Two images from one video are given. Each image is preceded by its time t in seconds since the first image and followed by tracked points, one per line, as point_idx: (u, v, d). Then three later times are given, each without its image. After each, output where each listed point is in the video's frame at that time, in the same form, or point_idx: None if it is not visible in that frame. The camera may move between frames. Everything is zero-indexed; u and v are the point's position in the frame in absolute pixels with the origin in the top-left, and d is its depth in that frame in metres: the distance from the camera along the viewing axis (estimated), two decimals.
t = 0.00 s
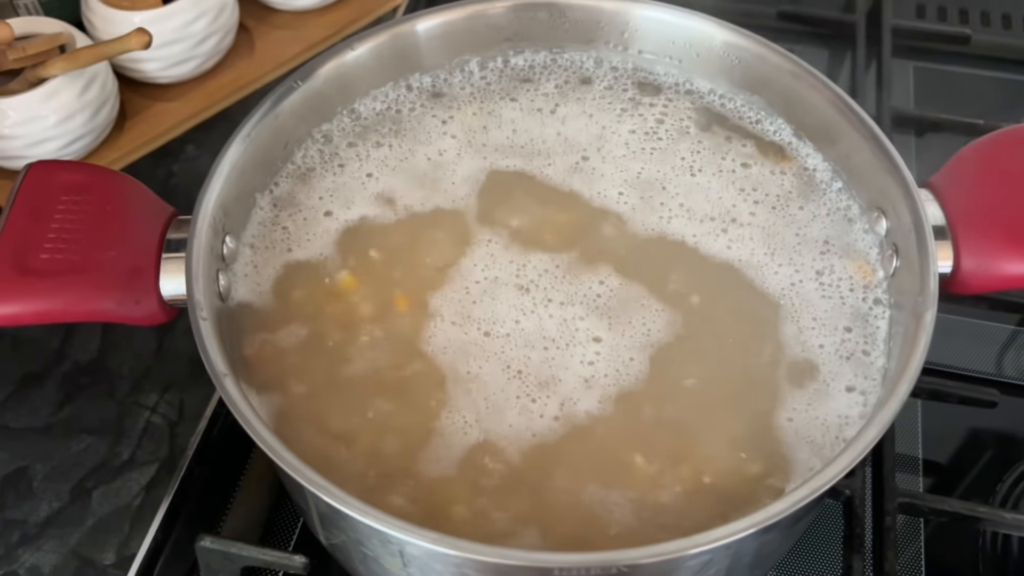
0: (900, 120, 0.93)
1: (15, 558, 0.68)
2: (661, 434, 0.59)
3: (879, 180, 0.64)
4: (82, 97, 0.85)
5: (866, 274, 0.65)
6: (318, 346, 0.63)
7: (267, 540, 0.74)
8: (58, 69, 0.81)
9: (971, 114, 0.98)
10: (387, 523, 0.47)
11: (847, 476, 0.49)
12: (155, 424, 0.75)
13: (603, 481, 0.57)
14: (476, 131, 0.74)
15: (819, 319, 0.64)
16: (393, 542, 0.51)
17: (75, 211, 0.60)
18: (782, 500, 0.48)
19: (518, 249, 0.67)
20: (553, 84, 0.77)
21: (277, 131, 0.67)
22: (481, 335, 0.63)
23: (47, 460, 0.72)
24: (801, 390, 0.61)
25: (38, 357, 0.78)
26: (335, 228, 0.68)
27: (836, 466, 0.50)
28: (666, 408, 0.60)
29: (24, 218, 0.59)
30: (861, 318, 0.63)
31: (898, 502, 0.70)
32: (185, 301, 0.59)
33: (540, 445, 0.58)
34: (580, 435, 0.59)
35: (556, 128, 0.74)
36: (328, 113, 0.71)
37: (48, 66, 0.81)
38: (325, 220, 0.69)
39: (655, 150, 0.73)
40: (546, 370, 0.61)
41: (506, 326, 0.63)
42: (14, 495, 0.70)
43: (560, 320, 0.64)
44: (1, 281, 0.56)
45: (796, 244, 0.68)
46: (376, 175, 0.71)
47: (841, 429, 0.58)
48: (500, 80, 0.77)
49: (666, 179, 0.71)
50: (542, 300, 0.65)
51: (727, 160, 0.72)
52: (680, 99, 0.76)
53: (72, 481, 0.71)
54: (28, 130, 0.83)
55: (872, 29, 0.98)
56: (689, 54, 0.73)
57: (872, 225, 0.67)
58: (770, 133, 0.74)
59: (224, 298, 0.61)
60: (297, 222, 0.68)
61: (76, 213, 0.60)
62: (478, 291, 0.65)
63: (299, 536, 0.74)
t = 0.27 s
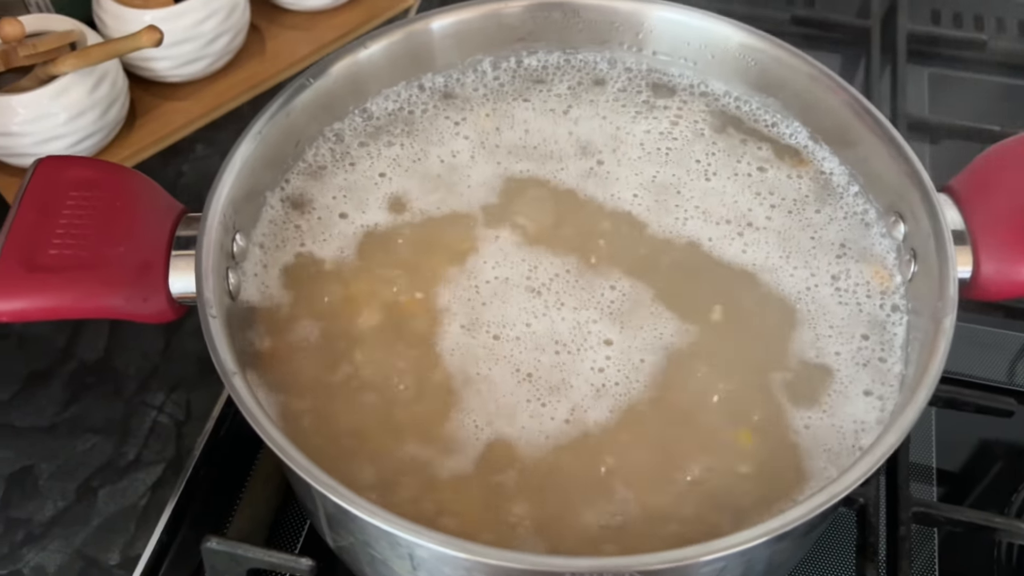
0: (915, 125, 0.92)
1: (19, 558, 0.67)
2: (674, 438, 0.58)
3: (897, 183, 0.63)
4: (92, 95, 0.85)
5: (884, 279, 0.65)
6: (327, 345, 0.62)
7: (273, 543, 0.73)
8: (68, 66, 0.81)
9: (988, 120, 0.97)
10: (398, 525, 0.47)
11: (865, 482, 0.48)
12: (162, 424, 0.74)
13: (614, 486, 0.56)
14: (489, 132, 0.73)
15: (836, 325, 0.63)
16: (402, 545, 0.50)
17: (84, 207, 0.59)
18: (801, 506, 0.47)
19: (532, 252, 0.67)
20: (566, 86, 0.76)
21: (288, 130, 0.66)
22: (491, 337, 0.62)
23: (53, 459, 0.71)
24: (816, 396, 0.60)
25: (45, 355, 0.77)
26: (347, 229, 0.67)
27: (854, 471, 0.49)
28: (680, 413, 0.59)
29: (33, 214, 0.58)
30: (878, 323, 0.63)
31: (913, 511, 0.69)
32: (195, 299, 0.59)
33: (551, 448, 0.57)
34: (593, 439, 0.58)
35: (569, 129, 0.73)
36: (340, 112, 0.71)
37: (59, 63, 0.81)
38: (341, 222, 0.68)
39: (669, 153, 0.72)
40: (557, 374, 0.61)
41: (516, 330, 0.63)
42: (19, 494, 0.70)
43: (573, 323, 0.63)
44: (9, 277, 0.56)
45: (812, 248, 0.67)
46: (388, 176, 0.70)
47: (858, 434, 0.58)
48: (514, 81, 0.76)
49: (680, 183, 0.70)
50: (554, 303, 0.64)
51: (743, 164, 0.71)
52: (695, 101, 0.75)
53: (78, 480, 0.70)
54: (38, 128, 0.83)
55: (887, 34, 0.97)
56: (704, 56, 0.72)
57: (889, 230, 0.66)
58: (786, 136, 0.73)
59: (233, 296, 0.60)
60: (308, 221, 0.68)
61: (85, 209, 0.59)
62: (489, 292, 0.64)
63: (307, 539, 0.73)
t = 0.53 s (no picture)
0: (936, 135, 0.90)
1: (25, 558, 0.66)
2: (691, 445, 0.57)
3: (921, 190, 0.62)
4: (107, 93, 0.85)
5: (907, 288, 0.63)
6: (338, 347, 0.61)
7: (281, 547, 0.71)
8: (84, 65, 0.80)
9: (1010, 131, 0.95)
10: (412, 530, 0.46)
11: (889, 494, 0.47)
12: (170, 425, 0.73)
13: (629, 493, 0.55)
14: (505, 133, 0.72)
15: (857, 333, 0.62)
16: (413, 550, 0.49)
17: (96, 203, 0.58)
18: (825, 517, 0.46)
19: (549, 259, 0.65)
20: (584, 88, 0.75)
21: (304, 129, 0.65)
22: (508, 345, 0.61)
23: (60, 459, 0.71)
24: (837, 405, 0.59)
25: (54, 353, 0.77)
26: (362, 231, 0.66)
27: (878, 483, 0.48)
28: (697, 421, 0.58)
29: (44, 209, 0.58)
30: (901, 333, 0.61)
31: (932, 526, 0.67)
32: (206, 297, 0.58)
33: (565, 455, 0.56)
34: (608, 446, 0.57)
35: (586, 133, 0.72)
36: (355, 112, 0.70)
37: (74, 61, 0.80)
38: (353, 222, 0.67)
39: (689, 158, 0.71)
40: (572, 380, 0.59)
41: (533, 336, 0.61)
42: (26, 493, 0.69)
43: (589, 327, 0.62)
44: (19, 273, 0.55)
45: (833, 256, 0.66)
46: (404, 178, 0.69)
47: (880, 445, 0.56)
48: (531, 83, 0.75)
49: (701, 188, 0.69)
50: (572, 307, 0.63)
51: (765, 171, 0.70)
52: (715, 105, 0.74)
53: (85, 480, 0.70)
54: (52, 126, 0.83)
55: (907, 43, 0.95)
56: (725, 60, 0.71)
57: (912, 237, 0.65)
58: (807, 142, 0.72)
59: (246, 296, 0.59)
60: (322, 221, 0.67)
61: (97, 204, 0.58)
62: (506, 300, 0.63)
63: (314, 542, 0.72)
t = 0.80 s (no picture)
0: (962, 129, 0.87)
1: (14, 546, 0.64)
2: (704, 433, 0.54)
3: (948, 175, 0.59)
4: (112, 76, 0.83)
5: (933, 277, 0.60)
6: (338, 330, 0.58)
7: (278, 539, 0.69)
8: (89, 45, 0.78)
9: None
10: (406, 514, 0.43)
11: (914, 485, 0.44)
12: (167, 413, 0.71)
13: (641, 484, 0.52)
14: (517, 114, 0.70)
15: (881, 321, 0.59)
16: (410, 537, 0.47)
17: (91, 172, 0.56)
18: (847, 507, 0.43)
19: (560, 241, 0.63)
20: (599, 71, 0.73)
21: (309, 105, 0.63)
22: (515, 325, 0.58)
23: (53, 445, 0.68)
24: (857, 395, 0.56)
25: (51, 338, 0.75)
26: (366, 211, 0.64)
27: (905, 471, 0.45)
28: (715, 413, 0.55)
29: (37, 177, 0.55)
30: (926, 322, 0.58)
31: (956, 529, 0.65)
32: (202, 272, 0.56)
33: (574, 445, 0.53)
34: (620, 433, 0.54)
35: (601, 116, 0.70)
36: (361, 89, 0.67)
37: (79, 41, 0.78)
38: (358, 202, 0.64)
39: (706, 141, 0.68)
40: (583, 366, 0.57)
41: (541, 318, 0.59)
42: (17, 480, 0.67)
43: (602, 314, 0.59)
44: (9, 241, 0.53)
45: (855, 242, 0.63)
46: (411, 157, 0.67)
47: (905, 438, 0.53)
48: (544, 64, 0.73)
49: (720, 172, 0.67)
50: (584, 293, 0.60)
51: (784, 154, 0.68)
52: (734, 89, 0.72)
53: (78, 468, 0.67)
54: (56, 108, 0.81)
55: (931, 36, 0.93)
56: (745, 42, 0.69)
57: (939, 224, 0.62)
58: (830, 128, 0.69)
59: (244, 273, 0.57)
60: (325, 200, 0.64)
61: (92, 174, 0.56)
62: (515, 283, 0.61)
63: (312, 534, 0.69)
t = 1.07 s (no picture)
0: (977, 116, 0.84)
1: None
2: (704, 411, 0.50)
3: (972, 142, 0.55)
4: (102, 47, 0.79)
5: (953, 254, 0.56)
6: (318, 299, 0.55)
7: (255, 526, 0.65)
8: (77, 13, 0.74)
9: None
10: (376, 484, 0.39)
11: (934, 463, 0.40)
12: (146, 394, 0.65)
13: (637, 465, 0.48)
14: (514, 80, 0.66)
15: (896, 298, 0.55)
16: (381, 514, 0.43)
17: (58, 120, 0.52)
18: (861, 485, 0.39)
19: (557, 210, 0.59)
20: (602, 38, 0.69)
21: (293, 65, 0.60)
22: (505, 298, 0.55)
23: (26, 423, 0.63)
24: (872, 374, 0.52)
25: (25, 315, 0.68)
26: (350, 177, 0.61)
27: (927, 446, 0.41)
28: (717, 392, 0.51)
29: None
30: (946, 299, 0.54)
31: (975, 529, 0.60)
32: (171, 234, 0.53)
33: (568, 425, 0.49)
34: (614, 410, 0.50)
35: (602, 83, 0.66)
36: (352, 51, 0.64)
37: (68, 9, 0.74)
38: (341, 166, 0.61)
39: (714, 111, 0.64)
40: (569, 339, 0.53)
41: (534, 291, 0.55)
42: None
43: (594, 288, 0.56)
44: None
45: (871, 215, 0.59)
46: (400, 120, 0.63)
47: (923, 420, 0.49)
48: (545, 30, 0.69)
49: (728, 141, 0.63)
50: (578, 266, 0.56)
51: (794, 127, 0.64)
52: (744, 59, 0.67)
53: (50, 448, 0.62)
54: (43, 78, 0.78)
55: (953, 13, 0.88)
56: (756, 7, 0.65)
57: (961, 197, 0.58)
58: (845, 99, 0.65)
59: (216, 235, 0.53)
60: (308, 165, 0.61)
61: (59, 122, 0.52)
62: (510, 248, 0.57)
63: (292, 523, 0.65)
